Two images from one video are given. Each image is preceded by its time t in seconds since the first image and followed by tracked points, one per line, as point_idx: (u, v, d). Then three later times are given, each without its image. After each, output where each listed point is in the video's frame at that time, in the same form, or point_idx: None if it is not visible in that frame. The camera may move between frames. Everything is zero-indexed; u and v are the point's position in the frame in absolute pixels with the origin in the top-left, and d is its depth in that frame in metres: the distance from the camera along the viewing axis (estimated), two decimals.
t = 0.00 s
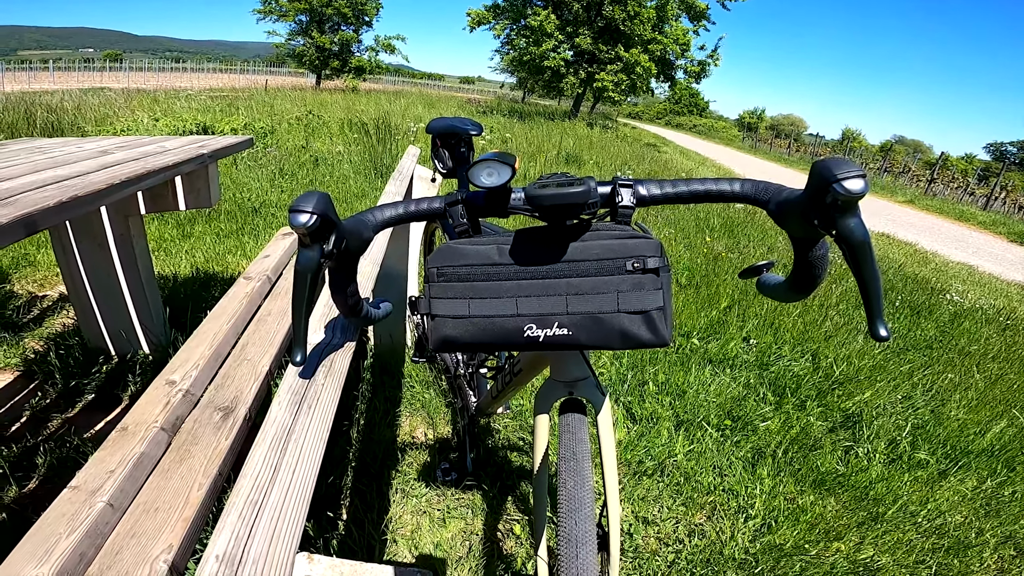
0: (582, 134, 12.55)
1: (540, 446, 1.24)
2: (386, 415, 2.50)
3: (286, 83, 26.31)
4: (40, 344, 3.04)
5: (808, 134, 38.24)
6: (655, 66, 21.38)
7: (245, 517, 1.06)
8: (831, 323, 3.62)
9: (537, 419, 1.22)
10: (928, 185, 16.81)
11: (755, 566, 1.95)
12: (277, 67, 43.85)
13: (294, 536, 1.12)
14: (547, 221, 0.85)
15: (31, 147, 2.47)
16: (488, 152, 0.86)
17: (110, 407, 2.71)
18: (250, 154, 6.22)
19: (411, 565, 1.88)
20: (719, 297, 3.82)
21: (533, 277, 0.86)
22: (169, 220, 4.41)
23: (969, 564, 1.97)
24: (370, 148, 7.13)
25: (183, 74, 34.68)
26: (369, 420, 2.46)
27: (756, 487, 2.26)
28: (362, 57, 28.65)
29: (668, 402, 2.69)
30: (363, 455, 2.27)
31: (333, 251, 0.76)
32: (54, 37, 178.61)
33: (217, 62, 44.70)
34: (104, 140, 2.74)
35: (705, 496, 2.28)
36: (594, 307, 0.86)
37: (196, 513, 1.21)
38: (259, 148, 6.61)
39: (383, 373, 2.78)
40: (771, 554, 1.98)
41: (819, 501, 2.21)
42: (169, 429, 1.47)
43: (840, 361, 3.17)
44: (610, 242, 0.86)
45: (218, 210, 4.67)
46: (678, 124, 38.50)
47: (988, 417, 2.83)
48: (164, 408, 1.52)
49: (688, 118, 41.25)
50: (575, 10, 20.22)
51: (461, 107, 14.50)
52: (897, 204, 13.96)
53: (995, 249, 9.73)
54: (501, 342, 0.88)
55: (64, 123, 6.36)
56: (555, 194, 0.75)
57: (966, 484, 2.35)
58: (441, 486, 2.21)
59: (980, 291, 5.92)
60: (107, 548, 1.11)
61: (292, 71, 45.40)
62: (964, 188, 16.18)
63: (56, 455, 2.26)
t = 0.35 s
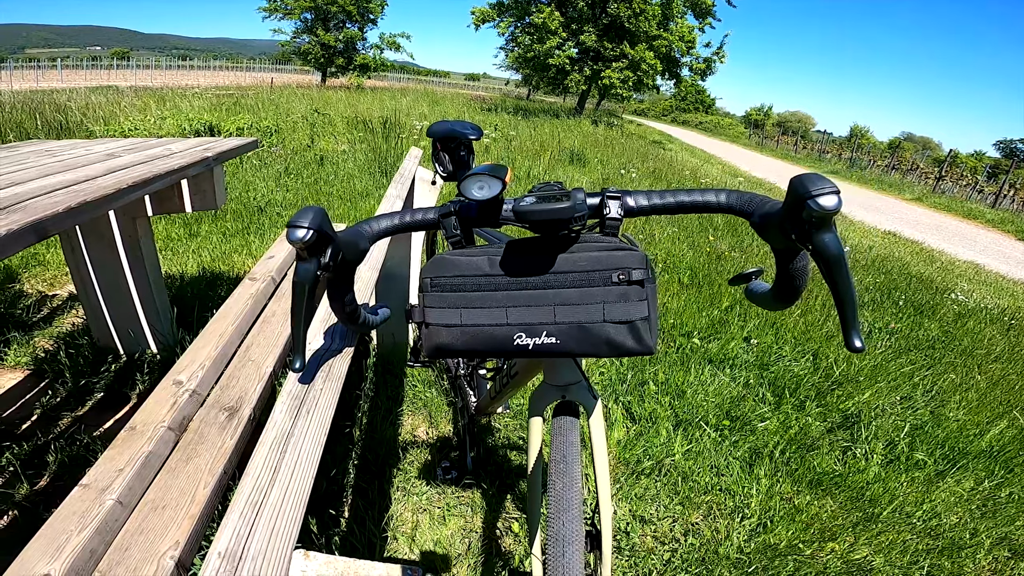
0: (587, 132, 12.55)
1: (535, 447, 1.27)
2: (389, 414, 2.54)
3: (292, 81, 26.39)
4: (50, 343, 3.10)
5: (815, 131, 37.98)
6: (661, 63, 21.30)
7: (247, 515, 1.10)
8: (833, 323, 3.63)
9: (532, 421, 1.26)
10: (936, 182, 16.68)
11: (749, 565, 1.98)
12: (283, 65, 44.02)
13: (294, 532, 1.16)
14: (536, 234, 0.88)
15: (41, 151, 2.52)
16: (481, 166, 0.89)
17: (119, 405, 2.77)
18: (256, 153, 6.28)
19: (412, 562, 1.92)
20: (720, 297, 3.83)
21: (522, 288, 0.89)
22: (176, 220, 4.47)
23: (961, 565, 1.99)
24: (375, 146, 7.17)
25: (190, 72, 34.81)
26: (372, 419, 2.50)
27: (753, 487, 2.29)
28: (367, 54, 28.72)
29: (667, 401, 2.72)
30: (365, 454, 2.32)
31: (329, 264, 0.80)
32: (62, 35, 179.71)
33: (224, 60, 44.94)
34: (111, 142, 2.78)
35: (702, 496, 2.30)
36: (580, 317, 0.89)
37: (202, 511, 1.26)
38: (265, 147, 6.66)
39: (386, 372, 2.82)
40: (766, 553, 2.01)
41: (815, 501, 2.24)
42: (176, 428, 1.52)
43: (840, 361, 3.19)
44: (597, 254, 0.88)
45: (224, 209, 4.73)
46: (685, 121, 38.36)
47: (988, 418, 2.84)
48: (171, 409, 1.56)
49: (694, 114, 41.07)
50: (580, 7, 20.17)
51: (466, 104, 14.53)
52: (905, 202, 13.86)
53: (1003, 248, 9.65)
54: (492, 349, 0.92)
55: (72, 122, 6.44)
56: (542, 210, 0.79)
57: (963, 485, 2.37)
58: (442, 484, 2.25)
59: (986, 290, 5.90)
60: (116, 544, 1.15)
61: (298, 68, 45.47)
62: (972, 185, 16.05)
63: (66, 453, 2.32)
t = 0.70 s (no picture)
0: (589, 130, 12.54)
1: (529, 443, 1.28)
2: (388, 411, 2.55)
3: (293, 80, 26.41)
4: (52, 342, 3.11)
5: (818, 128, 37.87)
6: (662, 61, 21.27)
7: (237, 508, 1.11)
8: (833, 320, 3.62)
9: (526, 417, 1.26)
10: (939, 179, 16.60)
11: (747, 563, 1.98)
12: (285, 64, 44.12)
13: (281, 526, 1.17)
14: (526, 229, 0.88)
15: (41, 151, 2.53)
16: (471, 163, 0.90)
17: (120, 404, 2.78)
18: (257, 152, 6.29)
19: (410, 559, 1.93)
20: (721, 294, 3.83)
21: (512, 283, 0.90)
22: (177, 219, 4.49)
23: (961, 563, 1.98)
24: (376, 145, 7.17)
25: (191, 72, 34.83)
26: (371, 417, 2.51)
27: (751, 485, 2.29)
28: (368, 53, 28.75)
29: (666, 398, 2.72)
30: (364, 451, 2.33)
31: (320, 260, 0.80)
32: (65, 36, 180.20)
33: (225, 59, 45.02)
34: (110, 142, 2.79)
35: (700, 493, 2.30)
36: (570, 312, 0.90)
37: (199, 508, 1.26)
38: (266, 146, 6.67)
39: (386, 370, 2.83)
40: (764, 550, 2.00)
41: (814, 499, 2.23)
42: (175, 425, 1.52)
43: (840, 358, 3.18)
44: (586, 250, 0.89)
45: (225, 208, 4.74)
46: (686, 118, 38.28)
47: (989, 415, 2.83)
48: (169, 406, 1.57)
49: (696, 112, 40.98)
50: (581, 5, 20.13)
51: (468, 103, 14.53)
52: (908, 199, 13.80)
53: (1007, 245, 9.59)
54: (482, 345, 0.92)
55: (74, 122, 6.47)
56: (527, 206, 0.80)
57: (963, 482, 2.36)
58: (440, 482, 2.26)
59: (988, 286, 5.87)
60: (114, 541, 1.16)
61: (300, 67, 45.50)
62: (975, 181, 15.98)
63: (67, 451, 2.33)
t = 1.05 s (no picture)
0: (589, 129, 12.53)
1: (524, 432, 1.28)
2: (385, 406, 2.56)
3: (293, 80, 26.42)
4: (51, 337, 3.12)
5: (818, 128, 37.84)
6: (663, 60, 21.23)
7: (221, 494, 1.29)
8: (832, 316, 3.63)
9: (520, 407, 1.27)
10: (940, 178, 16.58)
11: (745, 558, 1.98)
12: (285, 64, 44.11)
13: (266, 507, 1.32)
14: (518, 213, 0.88)
15: (40, 146, 2.53)
16: (463, 149, 0.90)
17: (118, 399, 2.79)
18: (257, 150, 6.29)
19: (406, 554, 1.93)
20: (720, 290, 3.83)
21: (505, 267, 0.90)
22: (177, 216, 4.49)
23: (959, 559, 1.98)
24: (376, 143, 7.17)
25: (192, 71, 34.84)
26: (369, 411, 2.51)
27: (749, 480, 2.29)
28: (369, 52, 28.71)
29: (664, 394, 2.72)
30: (361, 445, 2.33)
31: (312, 243, 0.80)
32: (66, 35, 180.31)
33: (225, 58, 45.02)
34: (109, 137, 2.80)
35: (698, 488, 2.30)
36: (562, 296, 0.90)
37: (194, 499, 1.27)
38: (266, 143, 6.68)
39: (384, 365, 2.83)
40: (761, 546, 2.00)
41: (812, 494, 2.23)
42: (171, 417, 1.53)
43: (839, 354, 3.18)
44: (577, 234, 0.89)
45: (225, 205, 4.74)
46: (687, 118, 38.27)
47: (988, 411, 2.82)
48: (166, 398, 1.57)
49: (697, 111, 40.95)
50: (581, 3, 20.10)
51: (468, 102, 14.53)
52: (909, 198, 13.78)
53: (1008, 243, 9.57)
54: (476, 330, 0.92)
55: (75, 120, 6.47)
56: (518, 188, 0.80)
57: (961, 478, 2.36)
58: (437, 476, 2.26)
59: (989, 285, 5.86)
60: (107, 532, 1.15)
61: (302, 68, 45.45)
62: (976, 181, 15.96)
63: (66, 445, 2.34)
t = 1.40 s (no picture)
0: (589, 128, 12.53)
1: (521, 431, 1.29)
2: (385, 405, 2.56)
3: (294, 79, 26.40)
4: (52, 336, 3.13)
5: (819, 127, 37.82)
6: (663, 59, 21.22)
7: (220, 492, 1.28)
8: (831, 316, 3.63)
9: (518, 406, 1.27)
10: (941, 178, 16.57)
11: (743, 557, 1.98)
12: (285, 62, 44.13)
13: (265, 505, 1.33)
14: (516, 213, 0.89)
15: (41, 146, 2.54)
16: (461, 149, 0.90)
17: (119, 397, 2.80)
18: (257, 149, 6.30)
19: (405, 552, 1.93)
20: (719, 290, 3.83)
21: (502, 267, 0.90)
22: (177, 215, 4.50)
23: (956, 559, 1.98)
24: (376, 143, 7.18)
25: (194, 71, 34.85)
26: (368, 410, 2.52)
27: (748, 480, 2.29)
28: (369, 51, 28.70)
29: (663, 393, 2.73)
30: (361, 444, 2.34)
31: (311, 243, 0.81)
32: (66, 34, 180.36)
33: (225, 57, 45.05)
34: (111, 137, 2.81)
35: (696, 487, 2.30)
36: (559, 296, 0.90)
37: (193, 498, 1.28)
38: (266, 142, 6.68)
39: (383, 364, 2.84)
40: (759, 545, 2.01)
41: (810, 493, 2.24)
42: (171, 416, 1.54)
43: (838, 354, 3.18)
44: (574, 233, 0.90)
45: (225, 204, 4.75)
46: (688, 117, 38.26)
47: (987, 411, 2.82)
48: (166, 397, 1.58)
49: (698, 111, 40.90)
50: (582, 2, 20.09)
51: (468, 101, 14.53)
52: (909, 198, 13.77)
53: (1008, 243, 9.56)
54: (473, 329, 0.92)
55: (75, 119, 6.48)
56: (515, 188, 0.80)
57: (959, 478, 2.36)
58: (436, 475, 2.26)
59: (988, 285, 5.86)
60: (107, 530, 1.16)
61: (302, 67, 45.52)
62: (976, 181, 15.95)
63: (66, 444, 2.34)
